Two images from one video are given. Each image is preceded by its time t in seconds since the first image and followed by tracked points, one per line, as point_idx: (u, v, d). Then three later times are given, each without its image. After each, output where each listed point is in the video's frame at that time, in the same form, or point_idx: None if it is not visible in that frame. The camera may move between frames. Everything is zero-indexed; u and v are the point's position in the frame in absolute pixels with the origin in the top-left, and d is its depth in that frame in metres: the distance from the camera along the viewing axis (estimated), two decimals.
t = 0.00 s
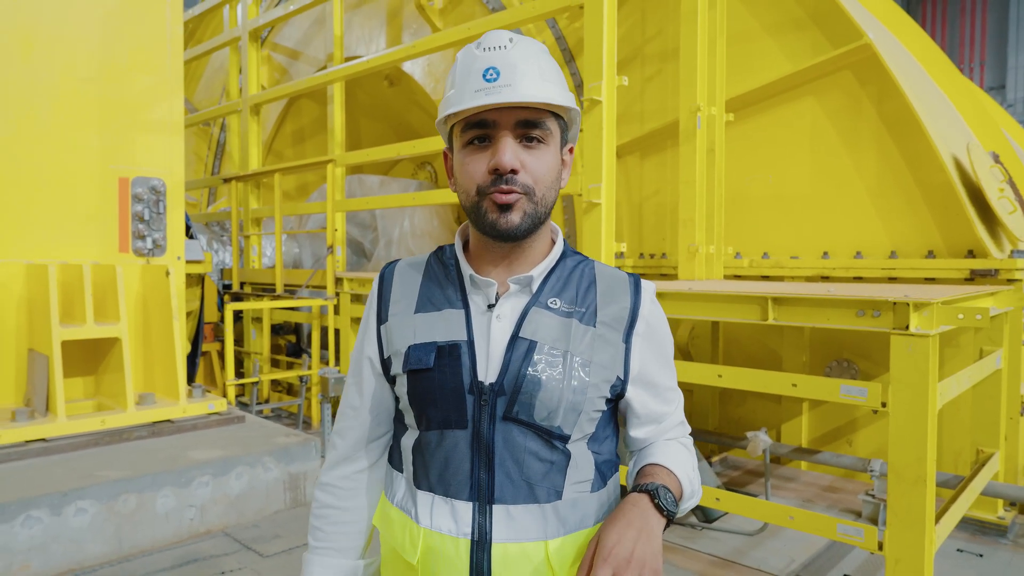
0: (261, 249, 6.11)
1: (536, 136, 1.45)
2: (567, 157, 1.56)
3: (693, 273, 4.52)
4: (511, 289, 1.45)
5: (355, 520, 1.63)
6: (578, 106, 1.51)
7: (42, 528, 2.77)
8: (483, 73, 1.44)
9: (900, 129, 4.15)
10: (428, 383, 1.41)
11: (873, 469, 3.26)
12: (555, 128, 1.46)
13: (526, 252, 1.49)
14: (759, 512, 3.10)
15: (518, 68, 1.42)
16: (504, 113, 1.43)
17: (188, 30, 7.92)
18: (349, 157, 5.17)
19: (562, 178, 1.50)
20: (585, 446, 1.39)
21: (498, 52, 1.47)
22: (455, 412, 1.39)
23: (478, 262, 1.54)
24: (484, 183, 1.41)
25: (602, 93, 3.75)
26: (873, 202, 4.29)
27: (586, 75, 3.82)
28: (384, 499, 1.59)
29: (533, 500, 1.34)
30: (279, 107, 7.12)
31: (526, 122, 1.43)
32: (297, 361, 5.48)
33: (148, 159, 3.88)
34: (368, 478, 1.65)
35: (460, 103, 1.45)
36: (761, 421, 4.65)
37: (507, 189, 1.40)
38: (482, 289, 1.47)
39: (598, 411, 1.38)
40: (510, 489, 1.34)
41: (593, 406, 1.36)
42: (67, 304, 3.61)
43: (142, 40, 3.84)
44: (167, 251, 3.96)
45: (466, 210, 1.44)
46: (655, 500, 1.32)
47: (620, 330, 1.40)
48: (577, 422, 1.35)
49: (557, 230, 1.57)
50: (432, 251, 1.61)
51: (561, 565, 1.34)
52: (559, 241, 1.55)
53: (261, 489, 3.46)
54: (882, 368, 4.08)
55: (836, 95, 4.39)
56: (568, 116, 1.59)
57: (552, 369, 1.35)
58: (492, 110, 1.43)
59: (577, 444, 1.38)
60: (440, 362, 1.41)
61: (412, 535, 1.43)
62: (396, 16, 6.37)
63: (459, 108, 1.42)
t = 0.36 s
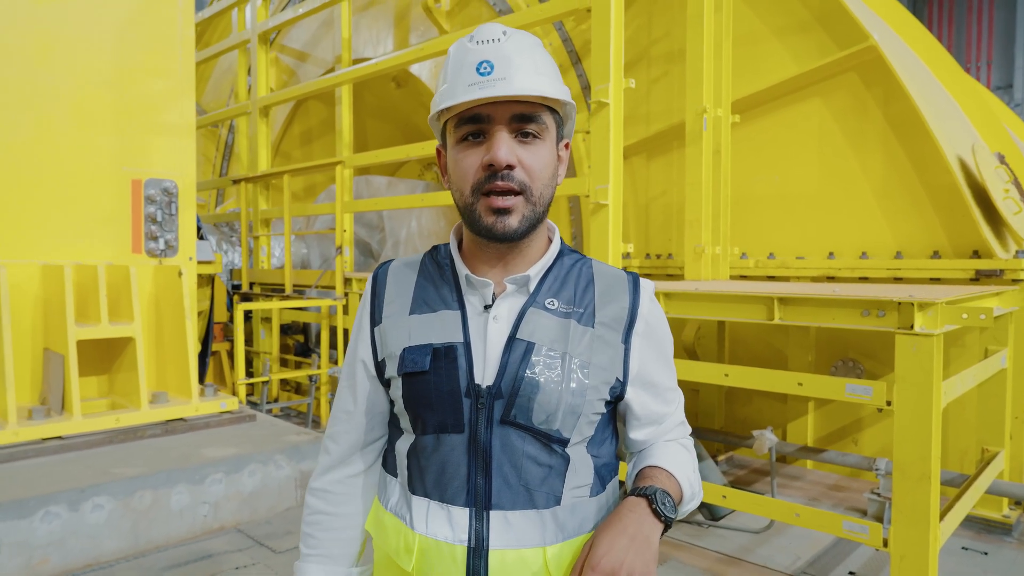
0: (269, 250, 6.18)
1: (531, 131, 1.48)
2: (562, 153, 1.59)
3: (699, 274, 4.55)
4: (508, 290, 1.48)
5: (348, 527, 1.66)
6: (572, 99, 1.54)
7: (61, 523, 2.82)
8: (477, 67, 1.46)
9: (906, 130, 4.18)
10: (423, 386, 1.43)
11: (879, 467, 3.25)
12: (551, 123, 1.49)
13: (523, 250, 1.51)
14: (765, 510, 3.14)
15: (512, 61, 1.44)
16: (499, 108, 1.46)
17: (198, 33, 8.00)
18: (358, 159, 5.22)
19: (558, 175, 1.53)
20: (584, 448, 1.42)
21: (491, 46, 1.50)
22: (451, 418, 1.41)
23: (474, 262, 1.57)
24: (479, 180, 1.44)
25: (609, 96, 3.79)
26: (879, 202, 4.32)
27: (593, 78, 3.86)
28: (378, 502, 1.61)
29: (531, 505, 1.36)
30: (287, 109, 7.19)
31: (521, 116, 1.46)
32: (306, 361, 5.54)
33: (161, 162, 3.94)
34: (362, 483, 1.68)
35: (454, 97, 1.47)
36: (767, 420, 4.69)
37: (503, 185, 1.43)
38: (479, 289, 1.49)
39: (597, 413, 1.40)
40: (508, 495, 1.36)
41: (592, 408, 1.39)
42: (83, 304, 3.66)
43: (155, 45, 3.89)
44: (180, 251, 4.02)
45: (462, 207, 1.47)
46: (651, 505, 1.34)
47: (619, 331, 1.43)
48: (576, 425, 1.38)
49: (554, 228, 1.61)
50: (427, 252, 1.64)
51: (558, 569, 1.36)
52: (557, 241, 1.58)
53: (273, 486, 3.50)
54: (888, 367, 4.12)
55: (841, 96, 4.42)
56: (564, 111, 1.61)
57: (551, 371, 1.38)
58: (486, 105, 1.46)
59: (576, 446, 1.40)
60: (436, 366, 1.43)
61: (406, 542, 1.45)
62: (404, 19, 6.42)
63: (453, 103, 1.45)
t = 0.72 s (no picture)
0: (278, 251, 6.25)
1: (522, 135, 1.49)
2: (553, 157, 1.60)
3: (704, 274, 4.59)
4: (499, 294, 1.48)
5: (351, 531, 1.70)
6: (562, 104, 1.55)
7: (78, 519, 2.88)
8: (469, 73, 1.48)
9: (910, 132, 4.20)
10: (417, 390, 1.44)
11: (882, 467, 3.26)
12: (541, 127, 1.50)
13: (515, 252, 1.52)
14: (769, 507, 3.17)
15: (503, 66, 1.46)
16: (490, 112, 1.47)
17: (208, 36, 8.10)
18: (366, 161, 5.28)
19: (550, 178, 1.54)
20: (576, 448, 1.42)
21: (482, 52, 1.52)
22: (444, 420, 1.41)
23: (467, 265, 1.58)
24: (471, 183, 1.45)
25: (615, 98, 3.82)
26: (883, 203, 4.35)
27: (599, 81, 3.90)
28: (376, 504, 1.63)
29: (524, 507, 1.36)
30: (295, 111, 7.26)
31: (512, 120, 1.47)
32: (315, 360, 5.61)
33: (173, 164, 4.00)
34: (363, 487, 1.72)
35: (446, 102, 1.49)
36: (772, 420, 4.71)
37: (495, 188, 1.44)
38: (470, 296, 1.51)
39: (588, 413, 1.41)
40: (501, 496, 1.36)
41: (583, 409, 1.39)
42: (97, 305, 3.73)
43: (168, 49, 3.95)
44: (192, 253, 4.08)
45: (455, 211, 1.48)
46: (638, 508, 1.34)
47: (609, 332, 1.43)
48: (567, 426, 1.38)
49: (546, 231, 1.61)
50: (421, 258, 1.65)
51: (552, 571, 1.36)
52: (547, 244, 1.58)
53: (284, 484, 3.57)
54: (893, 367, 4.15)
55: (846, 98, 4.45)
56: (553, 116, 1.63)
57: (541, 374, 1.38)
58: (478, 110, 1.47)
59: (568, 448, 1.41)
60: (429, 369, 1.44)
61: (401, 543, 1.45)
62: (411, 21, 6.49)
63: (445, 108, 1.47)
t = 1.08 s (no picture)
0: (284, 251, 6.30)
1: (505, 140, 1.49)
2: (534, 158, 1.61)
3: (707, 274, 4.62)
4: (483, 294, 1.50)
5: (346, 533, 1.73)
6: (543, 107, 1.56)
7: (89, 515, 2.92)
8: (450, 79, 1.48)
9: (912, 132, 4.22)
10: (406, 390, 1.46)
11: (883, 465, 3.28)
12: (523, 131, 1.51)
13: (500, 252, 1.53)
14: (770, 504, 3.21)
15: (484, 72, 1.46)
16: (472, 118, 1.47)
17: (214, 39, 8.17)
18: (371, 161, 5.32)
19: (533, 180, 1.55)
20: (566, 444, 1.43)
21: (463, 57, 1.52)
22: (434, 419, 1.43)
23: (450, 266, 1.58)
24: (456, 189, 1.46)
25: (618, 100, 3.86)
26: (884, 203, 4.38)
27: (602, 83, 3.94)
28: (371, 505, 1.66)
29: (515, 502, 1.38)
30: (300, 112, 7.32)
31: (494, 126, 1.48)
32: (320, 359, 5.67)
33: (181, 165, 4.05)
34: (357, 489, 1.74)
35: (428, 108, 1.49)
36: (775, 419, 4.75)
37: (480, 194, 1.44)
38: (455, 295, 1.51)
39: (576, 410, 1.42)
40: (491, 493, 1.38)
41: (570, 404, 1.40)
42: (107, 305, 3.77)
43: (177, 51, 4.00)
44: (199, 253, 4.12)
45: (440, 216, 1.49)
46: (624, 492, 1.34)
47: (594, 328, 1.45)
48: (555, 421, 1.39)
49: (529, 230, 1.62)
50: (407, 261, 1.66)
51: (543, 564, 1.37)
52: (531, 242, 1.59)
53: (291, 481, 3.62)
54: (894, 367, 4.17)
55: (848, 99, 4.48)
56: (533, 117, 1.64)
57: (527, 370, 1.40)
58: (460, 116, 1.47)
59: (558, 443, 1.42)
60: (418, 370, 1.46)
61: (395, 543, 1.47)
62: (415, 22, 6.54)
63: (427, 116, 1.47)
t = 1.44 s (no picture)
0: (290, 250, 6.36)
1: (506, 151, 1.52)
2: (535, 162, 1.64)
3: (710, 273, 4.66)
4: (487, 289, 1.54)
5: (356, 528, 1.77)
6: (544, 116, 1.59)
7: (102, 509, 2.97)
8: (452, 95, 1.52)
9: (913, 132, 4.25)
10: (413, 383, 1.51)
11: (885, 463, 3.30)
12: (524, 141, 1.54)
13: (501, 254, 1.57)
14: (773, 500, 3.24)
15: (485, 89, 1.50)
16: (474, 133, 1.51)
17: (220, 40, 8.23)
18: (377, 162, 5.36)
19: (533, 184, 1.58)
20: (569, 434, 1.47)
21: (464, 71, 1.55)
22: (442, 411, 1.47)
23: (452, 265, 1.63)
24: (458, 201, 1.50)
25: (623, 100, 3.89)
26: (887, 203, 4.41)
27: (607, 84, 3.97)
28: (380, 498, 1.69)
29: (520, 490, 1.42)
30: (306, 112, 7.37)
31: (496, 140, 1.51)
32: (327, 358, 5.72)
33: (190, 166, 4.10)
34: (366, 485, 1.78)
35: (431, 123, 1.53)
36: (777, 417, 4.79)
37: (482, 206, 1.49)
38: (459, 291, 1.55)
39: (577, 401, 1.46)
40: (497, 482, 1.42)
41: (572, 394, 1.44)
42: (118, 303, 3.83)
43: (187, 53, 4.05)
44: (208, 253, 4.18)
45: (444, 226, 1.53)
46: (610, 478, 1.37)
47: (594, 321, 1.48)
48: (558, 411, 1.43)
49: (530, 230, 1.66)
50: (412, 262, 1.71)
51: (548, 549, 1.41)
52: (532, 240, 1.63)
53: (299, 477, 3.66)
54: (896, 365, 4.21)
55: (850, 99, 4.52)
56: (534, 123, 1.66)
57: (531, 363, 1.44)
58: (461, 130, 1.51)
59: (560, 434, 1.45)
60: (426, 363, 1.51)
61: (403, 532, 1.51)
62: (420, 23, 6.59)
63: (429, 131, 1.50)
